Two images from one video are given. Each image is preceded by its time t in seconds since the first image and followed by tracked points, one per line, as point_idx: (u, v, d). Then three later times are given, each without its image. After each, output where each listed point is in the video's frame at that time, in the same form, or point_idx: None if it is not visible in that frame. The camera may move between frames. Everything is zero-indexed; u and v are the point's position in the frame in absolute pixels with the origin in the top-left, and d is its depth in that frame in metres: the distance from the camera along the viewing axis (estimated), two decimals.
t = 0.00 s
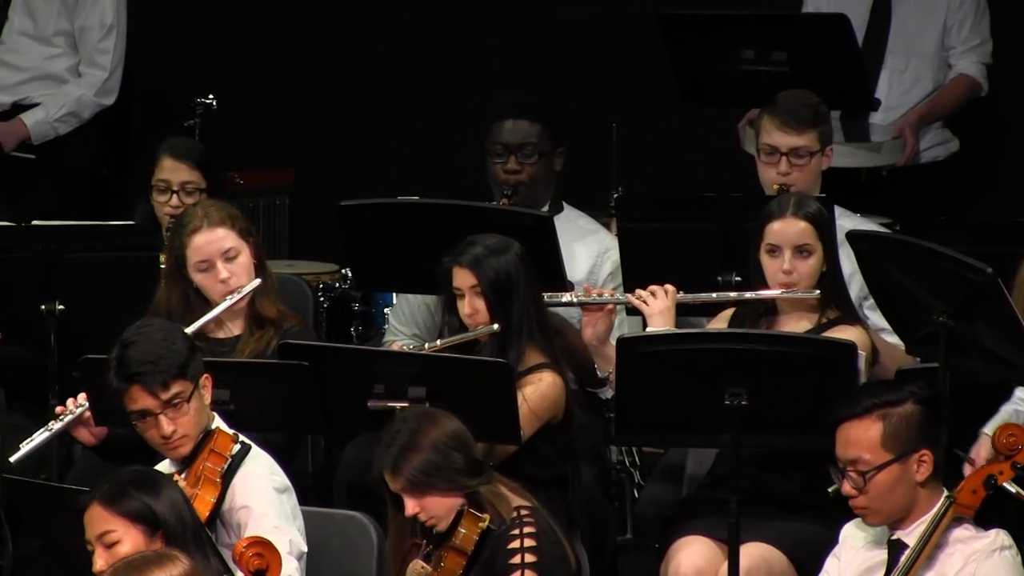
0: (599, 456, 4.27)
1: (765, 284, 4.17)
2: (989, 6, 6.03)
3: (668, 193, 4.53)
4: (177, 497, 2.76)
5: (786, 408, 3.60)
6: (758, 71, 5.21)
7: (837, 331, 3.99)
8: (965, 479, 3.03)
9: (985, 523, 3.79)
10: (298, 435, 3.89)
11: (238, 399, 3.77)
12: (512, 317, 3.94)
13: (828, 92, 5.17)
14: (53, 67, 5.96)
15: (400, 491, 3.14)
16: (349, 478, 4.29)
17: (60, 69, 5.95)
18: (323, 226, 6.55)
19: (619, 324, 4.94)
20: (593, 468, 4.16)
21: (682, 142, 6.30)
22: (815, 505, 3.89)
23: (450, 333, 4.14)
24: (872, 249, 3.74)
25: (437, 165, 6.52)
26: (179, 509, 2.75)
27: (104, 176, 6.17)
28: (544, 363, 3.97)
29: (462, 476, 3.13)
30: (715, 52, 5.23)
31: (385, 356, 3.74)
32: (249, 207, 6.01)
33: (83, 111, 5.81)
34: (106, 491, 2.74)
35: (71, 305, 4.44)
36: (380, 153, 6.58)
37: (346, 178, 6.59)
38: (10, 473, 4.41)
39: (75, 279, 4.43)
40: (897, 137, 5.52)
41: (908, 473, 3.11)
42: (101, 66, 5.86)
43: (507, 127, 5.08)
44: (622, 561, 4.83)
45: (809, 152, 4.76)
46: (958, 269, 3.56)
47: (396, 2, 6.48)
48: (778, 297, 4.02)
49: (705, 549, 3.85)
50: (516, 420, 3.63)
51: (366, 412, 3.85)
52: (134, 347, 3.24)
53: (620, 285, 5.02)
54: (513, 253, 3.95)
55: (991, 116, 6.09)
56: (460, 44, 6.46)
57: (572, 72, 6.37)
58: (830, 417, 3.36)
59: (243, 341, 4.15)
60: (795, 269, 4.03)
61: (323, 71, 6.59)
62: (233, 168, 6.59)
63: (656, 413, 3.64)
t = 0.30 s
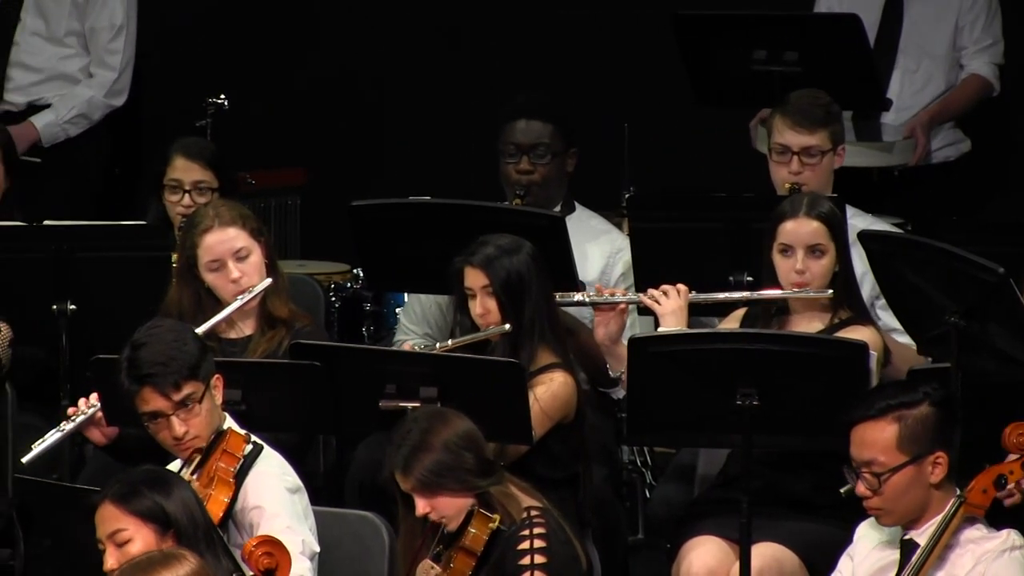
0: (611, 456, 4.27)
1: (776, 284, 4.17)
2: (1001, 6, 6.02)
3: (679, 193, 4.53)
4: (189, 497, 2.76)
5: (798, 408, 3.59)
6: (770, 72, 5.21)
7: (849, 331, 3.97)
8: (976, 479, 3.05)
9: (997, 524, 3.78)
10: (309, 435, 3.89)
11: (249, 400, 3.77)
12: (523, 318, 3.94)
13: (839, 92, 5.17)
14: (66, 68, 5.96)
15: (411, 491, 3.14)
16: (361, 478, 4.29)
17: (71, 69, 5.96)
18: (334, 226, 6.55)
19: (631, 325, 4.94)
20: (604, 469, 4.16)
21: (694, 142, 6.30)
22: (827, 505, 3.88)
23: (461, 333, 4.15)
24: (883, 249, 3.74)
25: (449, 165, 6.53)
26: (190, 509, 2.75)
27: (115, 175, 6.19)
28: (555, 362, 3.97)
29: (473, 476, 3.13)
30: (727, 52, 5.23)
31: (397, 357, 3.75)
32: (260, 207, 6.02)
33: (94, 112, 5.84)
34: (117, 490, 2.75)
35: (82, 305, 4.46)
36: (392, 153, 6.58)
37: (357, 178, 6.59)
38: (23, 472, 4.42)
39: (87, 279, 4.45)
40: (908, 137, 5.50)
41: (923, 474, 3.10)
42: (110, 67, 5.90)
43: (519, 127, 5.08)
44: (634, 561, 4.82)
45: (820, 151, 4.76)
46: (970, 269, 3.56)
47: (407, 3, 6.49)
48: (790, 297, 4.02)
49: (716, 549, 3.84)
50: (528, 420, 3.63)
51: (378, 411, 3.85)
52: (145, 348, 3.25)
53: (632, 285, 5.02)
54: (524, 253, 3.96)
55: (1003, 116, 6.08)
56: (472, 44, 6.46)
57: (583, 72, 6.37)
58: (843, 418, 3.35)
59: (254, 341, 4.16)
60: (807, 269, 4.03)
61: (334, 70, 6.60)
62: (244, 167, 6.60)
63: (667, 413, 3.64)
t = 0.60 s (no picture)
0: (622, 457, 4.27)
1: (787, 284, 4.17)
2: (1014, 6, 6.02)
3: (691, 194, 4.53)
4: (198, 496, 2.77)
5: (810, 408, 3.59)
6: (782, 72, 5.20)
7: (859, 331, 3.98)
8: (987, 478, 3.03)
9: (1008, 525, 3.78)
10: (320, 435, 3.89)
11: (261, 399, 3.78)
12: (535, 318, 3.95)
13: (851, 92, 5.16)
14: (76, 67, 5.96)
15: (423, 490, 3.15)
16: (373, 478, 4.29)
17: (84, 69, 5.97)
18: (346, 226, 6.56)
19: (642, 325, 4.94)
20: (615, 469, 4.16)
21: (706, 142, 6.29)
22: (838, 506, 3.88)
23: (473, 333, 4.15)
24: (893, 249, 3.74)
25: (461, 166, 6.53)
26: (199, 509, 2.75)
27: (127, 175, 6.19)
28: (567, 362, 3.97)
29: (485, 476, 3.14)
30: (739, 52, 5.22)
31: (409, 357, 3.75)
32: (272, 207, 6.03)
33: (109, 112, 5.86)
34: (127, 489, 2.76)
35: (94, 305, 4.47)
36: (404, 153, 6.59)
37: (369, 178, 6.60)
38: (35, 472, 4.43)
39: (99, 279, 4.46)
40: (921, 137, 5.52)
41: (933, 476, 3.10)
42: (124, 67, 5.93)
43: (533, 127, 5.08)
44: (645, 560, 4.82)
45: (827, 152, 4.76)
46: (981, 269, 3.58)
47: (420, 3, 6.50)
48: (800, 297, 4.01)
49: (728, 549, 3.84)
50: (539, 420, 3.63)
51: (389, 411, 3.85)
52: (157, 349, 3.25)
53: (644, 286, 5.02)
54: (535, 253, 3.96)
55: (1016, 116, 6.07)
56: (484, 44, 6.47)
57: (595, 72, 6.37)
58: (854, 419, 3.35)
59: (266, 341, 4.17)
60: (818, 269, 4.03)
61: (345, 69, 6.60)
62: (257, 167, 6.61)
63: (679, 413, 3.63)
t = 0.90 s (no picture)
0: (635, 456, 4.27)
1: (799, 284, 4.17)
2: None
3: (704, 193, 4.53)
4: (211, 495, 2.78)
5: (823, 407, 3.59)
6: (796, 72, 5.20)
7: (870, 331, 3.99)
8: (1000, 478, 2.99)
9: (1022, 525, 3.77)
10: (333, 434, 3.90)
11: (275, 399, 3.78)
12: (547, 318, 3.95)
13: (865, 92, 5.16)
14: (88, 67, 5.98)
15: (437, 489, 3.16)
16: (385, 478, 4.30)
17: (97, 69, 5.99)
18: (359, 225, 6.57)
19: (655, 325, 4.94)
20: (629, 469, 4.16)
21: (720, 142, 6.29)
22: (851, 505, 3.87)
23: (485, 333, 4.15)
24: (907, 249, 3.75)
25: (473, 166, 6.53)
26: (212, 507, 2.76)
27: (140, 174, 6.20)
28: (580, 362, 3.97)
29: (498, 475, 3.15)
30: (753, 52, 5.22)
31: (423, 356, 3.76)
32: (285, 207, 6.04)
33: (122, 111, 5.89)
34: (140, 488, 2.76)
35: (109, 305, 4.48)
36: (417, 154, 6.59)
37: (382, 178, 6.61)
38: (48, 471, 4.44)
39: (112, 279, 4.48)
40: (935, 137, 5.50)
41: (945, 476, 3.10)
42: (136, 65, 5.96)
43: (547, 127, 5.08)
44: (658, 560, 4.82)
45: (836, 151, 4.75)
46: (993, 269, 3.57)
47: (433, 3, 6.51)
48: (812, 296, 4.01)
49: (740, 549, 3.84)
50: (551, 419, 3.63)
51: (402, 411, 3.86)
52: (171, 349, 3.26)
53: (657, 286, 5.02)
54: (548, 253, 3.96)
55: None
56: (497, 44, 6.47)
57: (609, 72, 6.36)
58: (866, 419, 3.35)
59: (279, 341, 4.17)
60: (829, 268, 4.03)
61: (358, 68, 6.60)
62: (270, 167, 6.62)
63: (692, 414, 3.63)
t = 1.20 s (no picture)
0: (649, 456, 4.27)
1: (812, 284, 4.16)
2: None
3: (718, 193, 4.52)
4: (227, 495, 2.78)
5: (836, 407, 3.59)
6: (810, 72, 5.19)
7: (883, 329, 3.98)
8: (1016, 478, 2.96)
9: None
10: (348, 434, 3.91)
11: (289, 400, 3.80)
12: (561, 318, 3.96)
13: (879, 92, 5.15)
14: (102, 66, 6.00)
15: (452, 488, 3.18)
16: (400, 477, 4.30)
17: (111, 68, 6.00)
18: (373, 225, 6.58)
19: (668, 324, 4.95)
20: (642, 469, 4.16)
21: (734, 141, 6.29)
22: (865, 505, 3.87)
23: (499, 333, 4.16)
24: (921, 249, 3.73)
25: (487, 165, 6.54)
26: (228, 507, 2.76)
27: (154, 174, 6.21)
28: (593, 362, 3.97)
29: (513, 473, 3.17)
30: (767, 52, 5.21)
31: (438, 356, 3.76)
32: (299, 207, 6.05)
33: (134, 109, 5.90)
34: (158, 487, 2.77)
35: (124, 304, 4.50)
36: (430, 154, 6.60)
37: (396, 178, 6.62)
38: (63, 470, 4.45)
39: (127, 279, 4.49)
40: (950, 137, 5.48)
41: (956, 476, 3.10)
42: (149, 64, 5.95)
43: (561, 127, 5.08)
44: (673, 560, 4.82)
45: (853, 151, 4.74)
46: (1007, 270, 3.54)
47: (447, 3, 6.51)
48: (825, 295, 4.01)
49: (754, 549, 3.84)
50: (565, 419, 3.64)
51: (416, 410, 3.87)
52: (184, 349, 3.27)
53: (671, 285, 5.02)
54: (562, 253, 3.97)
55: None
56: (511, 44, 6.47)
57: (623, 72, 6.36)
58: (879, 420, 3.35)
59: (294, 341, 4.18)
60: (844, 268, 4.02)
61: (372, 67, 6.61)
62: (285, 167, 6.63)
63: (706, 413, 3.63)
